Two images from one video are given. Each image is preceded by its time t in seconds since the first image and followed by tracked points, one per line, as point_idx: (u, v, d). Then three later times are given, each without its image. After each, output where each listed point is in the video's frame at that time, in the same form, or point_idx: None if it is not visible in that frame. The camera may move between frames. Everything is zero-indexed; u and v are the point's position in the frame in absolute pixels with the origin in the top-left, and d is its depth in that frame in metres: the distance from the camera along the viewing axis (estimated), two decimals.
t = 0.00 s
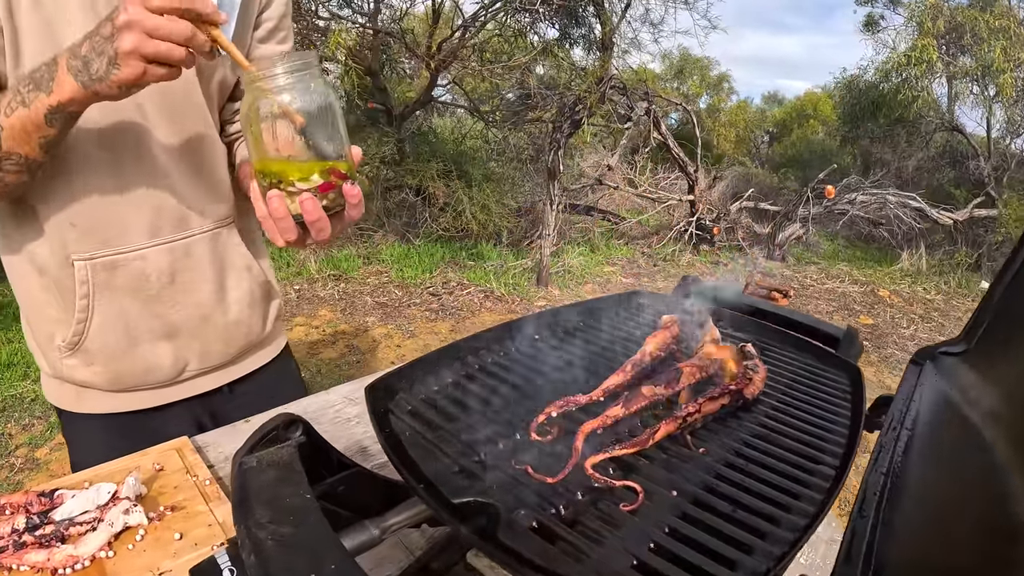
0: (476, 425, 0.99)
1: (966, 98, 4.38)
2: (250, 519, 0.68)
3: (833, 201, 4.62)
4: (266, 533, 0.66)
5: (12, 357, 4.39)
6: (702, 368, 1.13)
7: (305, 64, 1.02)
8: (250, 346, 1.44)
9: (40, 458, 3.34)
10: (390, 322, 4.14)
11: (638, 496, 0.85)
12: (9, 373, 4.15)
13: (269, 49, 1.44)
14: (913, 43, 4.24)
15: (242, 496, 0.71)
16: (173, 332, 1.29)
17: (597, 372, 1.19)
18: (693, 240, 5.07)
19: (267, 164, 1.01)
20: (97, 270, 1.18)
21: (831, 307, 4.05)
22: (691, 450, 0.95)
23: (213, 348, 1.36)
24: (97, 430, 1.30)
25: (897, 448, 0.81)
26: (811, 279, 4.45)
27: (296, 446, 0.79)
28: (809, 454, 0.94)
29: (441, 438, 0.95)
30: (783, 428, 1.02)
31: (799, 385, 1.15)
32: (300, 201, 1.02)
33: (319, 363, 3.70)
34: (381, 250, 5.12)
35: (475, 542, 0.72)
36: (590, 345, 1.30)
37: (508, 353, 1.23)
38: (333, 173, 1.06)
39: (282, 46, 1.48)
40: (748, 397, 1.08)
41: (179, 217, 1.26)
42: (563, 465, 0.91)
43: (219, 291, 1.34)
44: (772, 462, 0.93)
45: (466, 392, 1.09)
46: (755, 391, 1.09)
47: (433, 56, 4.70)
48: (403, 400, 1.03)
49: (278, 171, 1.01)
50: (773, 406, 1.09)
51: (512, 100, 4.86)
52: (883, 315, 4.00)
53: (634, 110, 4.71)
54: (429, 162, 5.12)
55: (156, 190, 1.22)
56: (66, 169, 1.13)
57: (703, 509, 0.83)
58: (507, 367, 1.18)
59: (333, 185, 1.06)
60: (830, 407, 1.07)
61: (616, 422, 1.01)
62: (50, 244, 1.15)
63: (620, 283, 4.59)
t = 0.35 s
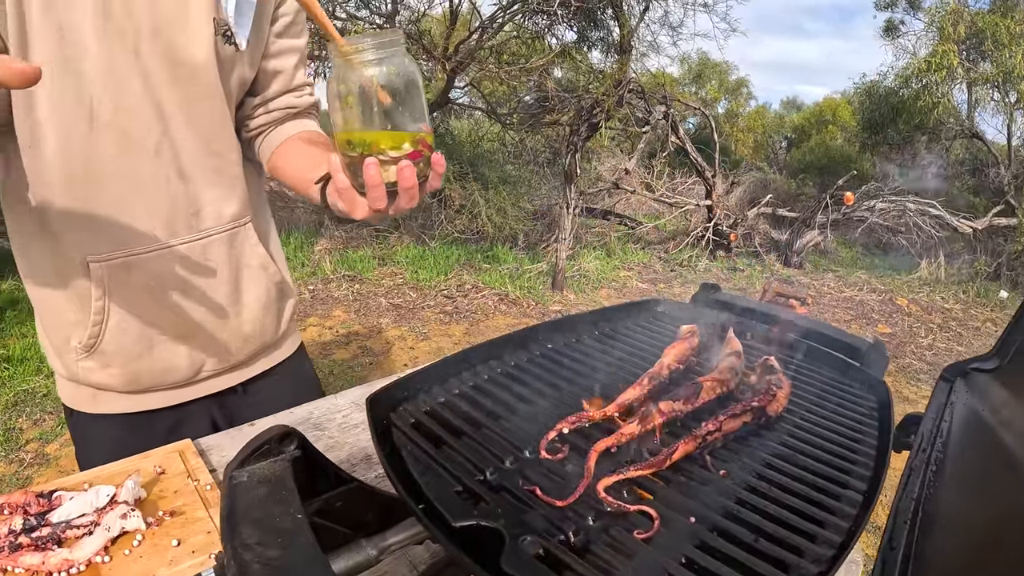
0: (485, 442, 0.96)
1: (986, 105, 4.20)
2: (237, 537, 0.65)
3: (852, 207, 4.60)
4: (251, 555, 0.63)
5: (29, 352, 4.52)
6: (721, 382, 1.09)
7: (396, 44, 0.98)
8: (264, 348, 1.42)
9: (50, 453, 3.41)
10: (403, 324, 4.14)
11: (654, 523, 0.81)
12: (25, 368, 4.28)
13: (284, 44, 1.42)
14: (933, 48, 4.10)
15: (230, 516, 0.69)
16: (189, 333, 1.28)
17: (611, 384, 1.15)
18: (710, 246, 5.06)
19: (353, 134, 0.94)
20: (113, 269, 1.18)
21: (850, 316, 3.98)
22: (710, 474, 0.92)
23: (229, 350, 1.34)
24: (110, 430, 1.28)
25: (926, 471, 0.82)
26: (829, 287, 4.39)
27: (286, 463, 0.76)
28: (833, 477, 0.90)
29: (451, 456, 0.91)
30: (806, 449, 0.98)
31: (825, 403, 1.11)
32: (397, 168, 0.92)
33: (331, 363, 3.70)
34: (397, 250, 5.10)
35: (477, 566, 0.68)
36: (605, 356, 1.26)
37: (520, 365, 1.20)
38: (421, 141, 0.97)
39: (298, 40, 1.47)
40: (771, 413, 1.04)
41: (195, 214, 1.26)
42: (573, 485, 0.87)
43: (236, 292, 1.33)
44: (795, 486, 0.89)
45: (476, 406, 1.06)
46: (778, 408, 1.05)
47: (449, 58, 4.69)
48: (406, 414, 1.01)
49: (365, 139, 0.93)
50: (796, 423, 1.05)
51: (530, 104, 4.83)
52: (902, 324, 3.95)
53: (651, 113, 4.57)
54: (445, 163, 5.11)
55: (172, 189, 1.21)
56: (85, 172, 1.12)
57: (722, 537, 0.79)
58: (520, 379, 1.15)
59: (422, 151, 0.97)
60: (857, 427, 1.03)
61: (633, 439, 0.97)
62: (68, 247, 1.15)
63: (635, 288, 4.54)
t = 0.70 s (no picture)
0: (498, 465, 0.96)
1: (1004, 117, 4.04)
2: (248, 559, 0.66)
3: (869, 218, 4.32)
4: None
5: (47, 353, 4.62)
6: (735, 407, 1.08)
7: (525, 53, 1.19)
8: (338, 338, 1.52)
9: (62, 455, 3.46)
10: (417, 332, 4.14)
11: (665, 549, 0.80)
12: (39, 370, 4.36)
13: (359, 57, 1.53)
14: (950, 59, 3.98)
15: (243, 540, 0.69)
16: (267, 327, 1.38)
17: (626, 404, 1.15)
18: (725, 257, 5.02)
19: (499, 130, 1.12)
20: (197, 269, 1.28)
21: (865, 329, 3.81)
22: (724, 498, 0.91)
23: (302, 343, 1.44)
24: (175, 425, 1.38)
25: (942, 498, 0.81)
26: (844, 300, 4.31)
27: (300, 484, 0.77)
28: (848, 505, 0.89)
29: (464, 480, 0.91)
30: (821, 475, 0.97)
31: (842, 426, 1.09)
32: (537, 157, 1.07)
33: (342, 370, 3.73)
34: (411, 259, 5.13)
35: None
36: (624, 374, 1.26)
37: (538, 385, 1.19)
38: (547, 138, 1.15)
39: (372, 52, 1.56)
40: (786, 438, 1.04)
41: (270, 218, 1.34)
42: (585, 510, 0.87)
43: (311, 289, 1.42)
44: (811, 513, 0.88)
45: (491, 426, 1.06)
46: (793, 433, 1.05)
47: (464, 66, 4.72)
48: (419, 434, 1.01)
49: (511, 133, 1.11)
50: (813, 445, 1.04)
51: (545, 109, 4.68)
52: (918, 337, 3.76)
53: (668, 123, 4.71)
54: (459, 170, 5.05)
55: (248, 192, 1.30)
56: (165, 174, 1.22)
57: (734, 566, 0.78)
58: (535, 399, 1.15)
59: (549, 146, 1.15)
60: (873, 452, 1.01)
61: (644, 464, 0.97)
62: (148, 243, 1.25)
63: (649, 299, 4.53)
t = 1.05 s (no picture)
0: (501, 472, 1.01)
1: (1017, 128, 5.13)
2: (285, 547, 0.74)
3: (882, 233, 5.19)
4: (291, 565, 0.72)
5: (68, 358, 4.77)
6: (722, 422, 1.14)
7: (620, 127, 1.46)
8: (456, 344, 1.69)
9: (84, 459, 3.58)
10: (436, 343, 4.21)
11: (646, 546, 0.86)
12: (60, 375, 4.50)
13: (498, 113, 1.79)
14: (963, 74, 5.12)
15: (279, 526, 0.77)
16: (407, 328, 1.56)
17: (623, 418, 1.20)
18: (739, 271, 5.46)
19: (598, 191, 1.41)
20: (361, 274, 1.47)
21: (878, 344, 4.43)
22: (704, 503, 0.96)
23: (430, 345, 1.60)
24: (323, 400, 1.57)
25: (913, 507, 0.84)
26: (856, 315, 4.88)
27: (333, 476, 0.84)
28: (825, 513, 0.94)
29: (466, 484, 0.97)
30: (801, 485, 1.02)
31: (827, 439, 1.14)
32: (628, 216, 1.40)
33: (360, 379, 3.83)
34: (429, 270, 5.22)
35: None
36: (627, 389, 1.32)
37: (540, 398, 1.26)
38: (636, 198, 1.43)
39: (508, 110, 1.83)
40: (768, 452, 1.08)
41: (426, 240, 1.54)
42: (577, 511, 0.93)
43: (445, 299, 1.60)
44: (788, 517, 0.93)
45: (494, 438, 1.11)
46: (775, 446, 1.09)
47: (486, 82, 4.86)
48: (432, 444, 1.06)
49: (609, 195, 1.39)
50: (797, 457, 1.09)
51: (561, 127, 4.92)
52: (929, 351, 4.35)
53: (682, 140, 5.14)
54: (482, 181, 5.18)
55: (415, 218, 1.51)
56: (351, 197, 1.43)
57: (709, 563, 0.83)
58: (538, 411, 1.21)
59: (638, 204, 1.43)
60: (853, 465, 1.06)
61: (634, 472, 1.02)
62: (327, 252, 1.44)
63: (662, 314, 4.81)
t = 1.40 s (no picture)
0: (492, 463, 1.15)
1: None
2: (328, 514, 0.82)
3: (893, 251, 5.48)
4: (331, 528, 0.79)
5: (97, 366, 5.07)
6: (678, 431, 1.25)
7: (650, 168, 1.73)
8: (506, 345, 1.99)
9: (114, 462, 3.83)
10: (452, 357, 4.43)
11: (600, 523, 1.00)
12: (91, 384, 4.78)
13: (556, 158, 2.20)
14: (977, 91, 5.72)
15: (323, 499, 0.86)
16: (463, 321, 1.87)
17: (602, 422, 1.32)
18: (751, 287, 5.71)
19: (625, 223, 1.73)
20: (429, 271, 1.81)
21: (886, 360, 4.58)
22: (651, 492, 1.10)
23: (480, 340, 1.90)
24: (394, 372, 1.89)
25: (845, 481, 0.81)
26: (868, 331, 5.09)
27: (364, 464, 0.95)
28: (752, 507, 1.06)
29: (466, 470, 1.12)
30: (739, 484, 1.14)
31: (772, 450, 1.25)
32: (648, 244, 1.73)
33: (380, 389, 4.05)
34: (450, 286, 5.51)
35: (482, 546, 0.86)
36: (617, 397, 1.44)
37: (538, 402, 1.38)
38: (659, 228, 1.75)
39: (565, 155, 2.23)
40: (712, 456, 1.20)
41: (484, 248, 1.85)
42: (549, 495, 1.07)
43: (496, 300, 1.90)
44: (722, 508, 1.06)
45: (491, 436, 1.25)
46: (720, 452, 1.21)
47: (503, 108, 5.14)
48: (441, 442, 1.20)
49: (634, 227, 1.72)
50: (740, 461, 1.22)
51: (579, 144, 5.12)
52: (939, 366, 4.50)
53: (691, 160, 5.36)
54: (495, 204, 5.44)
55: (477, 230, 1.83)
56: (427, 208, 1.79)
57: (650, 539, 0.97)
58: (531, 414, 1.34)
59: (660, 235, 1.76)
60: (788, 473, 1.16)
61: (600, 469, 1.15)
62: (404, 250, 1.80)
63: (673, 329, 5.10)
